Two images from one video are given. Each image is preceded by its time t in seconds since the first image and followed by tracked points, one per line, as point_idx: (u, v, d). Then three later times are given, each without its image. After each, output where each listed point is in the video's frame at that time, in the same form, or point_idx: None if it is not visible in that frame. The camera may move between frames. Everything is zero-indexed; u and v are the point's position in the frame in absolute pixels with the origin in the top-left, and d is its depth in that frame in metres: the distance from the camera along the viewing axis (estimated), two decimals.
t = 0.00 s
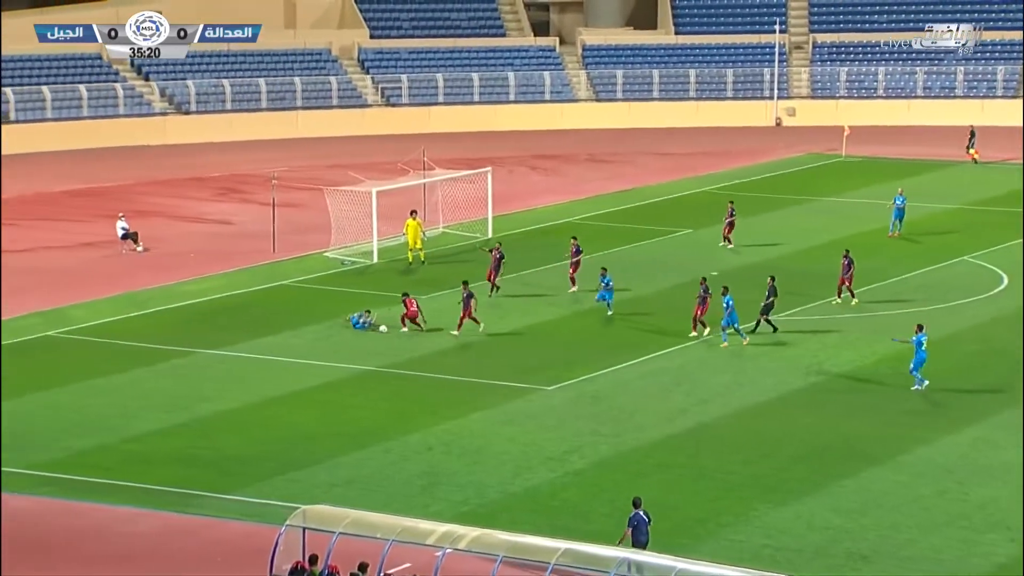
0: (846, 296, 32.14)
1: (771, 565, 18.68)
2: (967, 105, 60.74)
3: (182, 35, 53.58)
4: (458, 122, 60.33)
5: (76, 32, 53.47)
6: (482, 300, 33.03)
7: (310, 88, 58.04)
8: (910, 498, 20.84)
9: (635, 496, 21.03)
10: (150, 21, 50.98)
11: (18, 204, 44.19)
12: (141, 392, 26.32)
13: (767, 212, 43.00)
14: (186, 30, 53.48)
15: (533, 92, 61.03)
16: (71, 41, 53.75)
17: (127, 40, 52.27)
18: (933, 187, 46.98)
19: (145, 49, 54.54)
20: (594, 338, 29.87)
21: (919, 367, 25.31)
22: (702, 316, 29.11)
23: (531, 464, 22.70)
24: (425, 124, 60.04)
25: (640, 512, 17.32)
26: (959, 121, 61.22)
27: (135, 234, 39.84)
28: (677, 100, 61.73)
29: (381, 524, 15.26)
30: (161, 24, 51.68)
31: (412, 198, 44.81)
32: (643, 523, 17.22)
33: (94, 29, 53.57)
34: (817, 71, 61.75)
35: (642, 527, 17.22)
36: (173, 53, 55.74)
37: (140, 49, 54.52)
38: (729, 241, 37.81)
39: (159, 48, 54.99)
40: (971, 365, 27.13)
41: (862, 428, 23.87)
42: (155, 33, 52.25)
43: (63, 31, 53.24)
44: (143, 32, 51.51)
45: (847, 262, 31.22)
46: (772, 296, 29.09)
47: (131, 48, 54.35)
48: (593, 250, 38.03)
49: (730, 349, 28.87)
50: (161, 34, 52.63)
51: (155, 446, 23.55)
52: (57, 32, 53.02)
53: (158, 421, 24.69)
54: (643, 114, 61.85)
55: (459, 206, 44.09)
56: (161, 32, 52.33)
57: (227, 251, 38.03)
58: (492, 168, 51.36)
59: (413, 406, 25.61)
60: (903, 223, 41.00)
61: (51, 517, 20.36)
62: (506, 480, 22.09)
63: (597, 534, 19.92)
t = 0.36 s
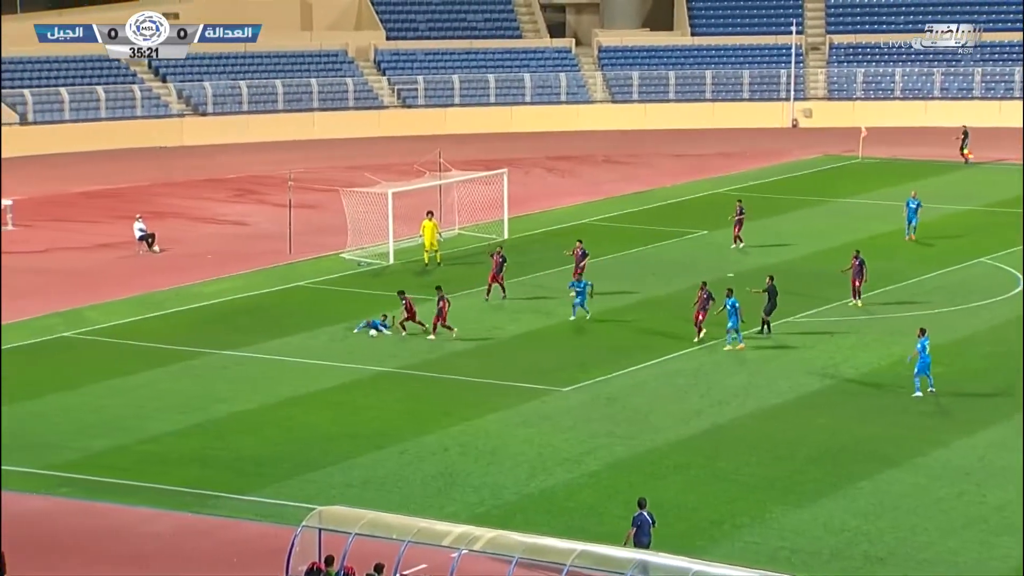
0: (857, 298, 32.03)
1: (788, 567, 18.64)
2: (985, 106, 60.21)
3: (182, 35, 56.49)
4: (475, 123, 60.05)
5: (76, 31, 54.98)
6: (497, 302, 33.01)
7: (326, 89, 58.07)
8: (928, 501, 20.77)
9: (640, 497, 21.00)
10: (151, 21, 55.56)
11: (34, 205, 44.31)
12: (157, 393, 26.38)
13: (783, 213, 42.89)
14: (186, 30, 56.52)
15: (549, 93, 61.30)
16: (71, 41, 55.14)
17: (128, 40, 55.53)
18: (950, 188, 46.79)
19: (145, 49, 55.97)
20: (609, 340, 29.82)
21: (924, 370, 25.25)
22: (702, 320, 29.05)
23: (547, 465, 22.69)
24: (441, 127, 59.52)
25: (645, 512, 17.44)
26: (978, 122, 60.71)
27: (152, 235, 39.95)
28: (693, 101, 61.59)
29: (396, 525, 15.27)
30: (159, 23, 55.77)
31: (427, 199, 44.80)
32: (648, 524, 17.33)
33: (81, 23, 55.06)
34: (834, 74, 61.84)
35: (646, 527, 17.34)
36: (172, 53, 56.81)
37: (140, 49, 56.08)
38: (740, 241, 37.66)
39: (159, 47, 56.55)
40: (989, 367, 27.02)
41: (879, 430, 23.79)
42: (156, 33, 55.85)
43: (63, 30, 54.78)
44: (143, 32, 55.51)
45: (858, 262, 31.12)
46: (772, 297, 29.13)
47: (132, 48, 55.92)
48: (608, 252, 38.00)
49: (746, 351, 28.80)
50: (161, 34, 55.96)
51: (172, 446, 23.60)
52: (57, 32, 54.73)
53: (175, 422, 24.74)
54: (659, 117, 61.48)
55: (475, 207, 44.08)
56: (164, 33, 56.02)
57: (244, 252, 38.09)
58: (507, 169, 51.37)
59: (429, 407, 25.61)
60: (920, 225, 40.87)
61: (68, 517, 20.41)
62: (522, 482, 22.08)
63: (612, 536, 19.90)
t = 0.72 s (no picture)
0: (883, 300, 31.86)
1: (813, 569, 18.60)
2: (1013, 107, 59.81)
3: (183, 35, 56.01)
4: (499, 124, 60.16)
5: (77, 32, 54.04)
6: (522, 302, 33.07)
7: (351, 90, 58.16)
8: (953, 502, 20.70)
9: (651, 496, 21.12)
10: (151, 21, 54.88)
11: (63, 205, 44.54)
12: (183, 393, 26.49)
13: (808, 214, 42.80)
14: (187, 30, 56.03)
15: (574, 93, 61.30)
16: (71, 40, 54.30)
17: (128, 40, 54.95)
18: (976, 189, 46.59)
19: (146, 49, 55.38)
20: (634, 340, 29.81)
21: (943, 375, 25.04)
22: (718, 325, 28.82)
23: (571, 466, 22.69)
24: (465, 126, 59.85)
25: (657, 510, 17.39)
26: (1005, 122, 60.35)
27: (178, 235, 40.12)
28: (718, 103, 61.53)
29: (420, 525, 15.29)
30: (159, 23, 55.26)
31: (452, 200, 44.88)
32: (660, 523, 17.27)
33: (81, 24, 54.17)
34: (860, 73, 61.56)
35: (658, 525, 17.27)
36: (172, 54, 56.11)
37: (139, 49, 55.53)
38: (764, 242, 37.60)
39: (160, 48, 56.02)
40: (1015, 369, 26.90)
41: (904, 432, 23.73)
42: (156, 33, 55.28)
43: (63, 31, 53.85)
44: (144, 31, 54.94)
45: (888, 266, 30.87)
46: (789, 298, 28.96)
47: (132, 48, 55.31)
48: (632, 252, 37.98)
49: (771, 352, 28.74)
50: (161, 35, 55.43)
51: (197, 446, 23.70)
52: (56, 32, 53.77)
53: (201, 422, 24.85)
54: (684, 117, 61.48)
55: (499, 207, 44.15)
56: (163, 33, 55.49)
57: (269, 252, 38.22)
58: (532, 170, 51.38)
59: (453, 407, 25.64)
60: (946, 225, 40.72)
61: (95, 516, 20.52)
62: (546, 482, 22.10)
63: (636, 537, 19.90)
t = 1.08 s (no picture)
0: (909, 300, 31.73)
1: (836, 570, 18.53)
2: None
3: (182, 35, 56.00)
4: (521, 124, 60.20)
5: (77, 32, 54.34)
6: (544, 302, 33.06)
7: (374, 89, 58.25)
8: (978, 504, 20.60)
9: (659, 496, 21.17)
10: (151, 21, 54.94)
11: (88, 205, 44.72)
12: (206, 392, 26.56)
13: (831, 214, 42.70)
14: (186, 30, 56.04)
15: (596, 93, 61.09)
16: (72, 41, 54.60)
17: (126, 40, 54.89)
18: (1000, 189, 46.39)
19: (144, 49, 55.21)
20: (656, 340, 29.77)
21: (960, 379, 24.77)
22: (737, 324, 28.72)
23: (593, 466, 22.67)
24: (487, 127, 59.87)
25: (664, 509, 17.43)
26: None
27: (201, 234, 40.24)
28: (741, 103, 61.39)
29: (443, 525, 15.30)
30: (159, 23, 55.25)
31: (474, 200, 44.91)
32: (668, 521, 17.31)
33: (81, 24, 54.45)
34: (883, 73, 61.40)
35: (667, 524, 17.31)
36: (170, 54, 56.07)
37: (139, 49, 55.19)
38: (790, 243, 37.42)
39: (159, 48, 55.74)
40: None
41: (928, 433, 23.63)
42: (155, 33, 55.20)
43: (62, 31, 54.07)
44: (143, 32, 54.80)
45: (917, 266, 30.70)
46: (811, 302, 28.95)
47: (130, 49, 55.12)
48: (654, 252, 37.92)
49: (793, 352, 28.67)
50: (160, 34, 55.36)
51: (220, 445, 23.76)
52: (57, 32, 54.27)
53: (224, 421, 24.91)
54: (706, 117, 61.45)
55: (521, 207, 44.15)
56: (162, 33, 55.49)
57: (292, 252, 38.28)
58: (553, 170, 51.35)
59: (475, 407, 25.64)
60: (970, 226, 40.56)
61: (118, 515, 20.58)
62: (568, 482, 22.09)
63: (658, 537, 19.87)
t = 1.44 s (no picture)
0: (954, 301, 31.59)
1: (868, 571, 18.45)
2: None
3: (183, 35, 55.55)
4: (551, 123, 60.19)
5: (76, 32, 53.25)
6: (575, 302, 33.04)
7: (405, 88, 58.32)
8: (1011, 505, 20.47)
9: (685, 493, 21.11)
10: (151, 20, 54.49)
11: (121, 204, 44.95)
12: (238, 390, 26.67)
13: (863, 214, 42.50)
14: (186, 30, 55.59)
15: (626, 92, 61.01)
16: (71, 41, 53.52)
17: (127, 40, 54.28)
18: None
19: (145, 49, 54.77)
20: (687, 340, 29.70)
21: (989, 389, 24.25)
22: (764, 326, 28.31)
23: (624, 465, 22.65)
24: (517, 126, 59.85)
25: (689, 507, 17.41)
26: None
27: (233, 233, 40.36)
28: (773, 101, 61.07)
29: (473, 524, 15.33)
30: (159, 23, 54.74)
31: (505, 199, 44.92)
32: (693, 520, 17.29)
33: (80, 23, 53.35)
34: (917, 71, 61.09)
35: (691, 522, 17.29)
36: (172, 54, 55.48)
37: (139, 49, 54.69)
38: (831, 245, 37.14)
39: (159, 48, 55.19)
40: None
41: (961, 433, 23.49)
42: (155, 33, 54.66)
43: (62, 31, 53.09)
44: (143, 31, 54.45)
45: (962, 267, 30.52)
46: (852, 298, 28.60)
47: (131, 49, 54.61)
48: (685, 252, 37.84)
49: (826, 353, 28.56)
50: (161, 34, 54.81)
51: (252, 443, 23.85)
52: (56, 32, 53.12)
53: (256, 419, 25.00)
54: (737, 116, 61.27)
55: (551, 206, 44.14)
56: (163, 32, 54.89)
57: (323, 251, 38.38)
58: (584, 169, 51.23)
59: (506, 407, 25.63)
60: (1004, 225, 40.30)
61: (151, 512, 20.68)
62: (599, 481, 22.07)
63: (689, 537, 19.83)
